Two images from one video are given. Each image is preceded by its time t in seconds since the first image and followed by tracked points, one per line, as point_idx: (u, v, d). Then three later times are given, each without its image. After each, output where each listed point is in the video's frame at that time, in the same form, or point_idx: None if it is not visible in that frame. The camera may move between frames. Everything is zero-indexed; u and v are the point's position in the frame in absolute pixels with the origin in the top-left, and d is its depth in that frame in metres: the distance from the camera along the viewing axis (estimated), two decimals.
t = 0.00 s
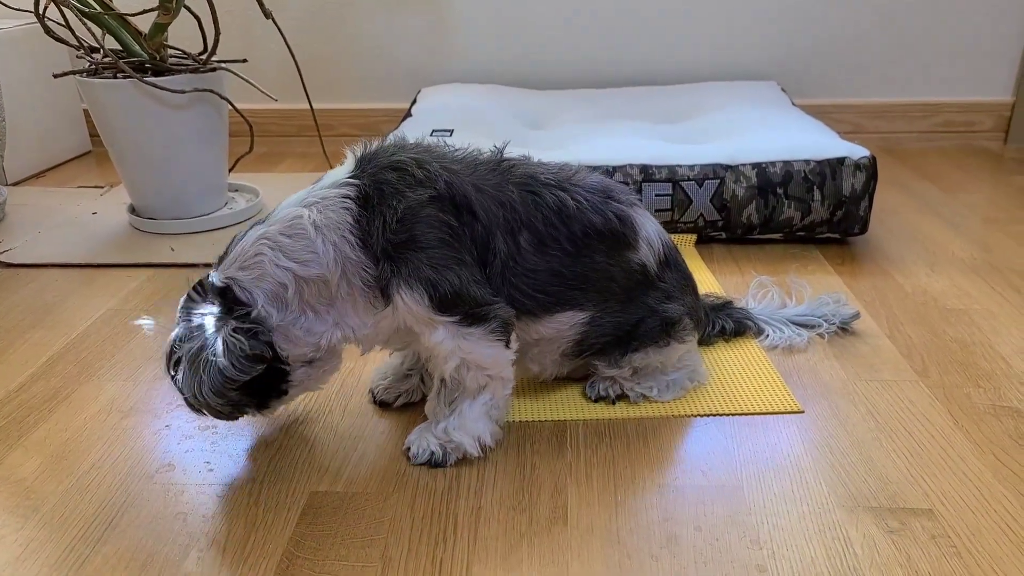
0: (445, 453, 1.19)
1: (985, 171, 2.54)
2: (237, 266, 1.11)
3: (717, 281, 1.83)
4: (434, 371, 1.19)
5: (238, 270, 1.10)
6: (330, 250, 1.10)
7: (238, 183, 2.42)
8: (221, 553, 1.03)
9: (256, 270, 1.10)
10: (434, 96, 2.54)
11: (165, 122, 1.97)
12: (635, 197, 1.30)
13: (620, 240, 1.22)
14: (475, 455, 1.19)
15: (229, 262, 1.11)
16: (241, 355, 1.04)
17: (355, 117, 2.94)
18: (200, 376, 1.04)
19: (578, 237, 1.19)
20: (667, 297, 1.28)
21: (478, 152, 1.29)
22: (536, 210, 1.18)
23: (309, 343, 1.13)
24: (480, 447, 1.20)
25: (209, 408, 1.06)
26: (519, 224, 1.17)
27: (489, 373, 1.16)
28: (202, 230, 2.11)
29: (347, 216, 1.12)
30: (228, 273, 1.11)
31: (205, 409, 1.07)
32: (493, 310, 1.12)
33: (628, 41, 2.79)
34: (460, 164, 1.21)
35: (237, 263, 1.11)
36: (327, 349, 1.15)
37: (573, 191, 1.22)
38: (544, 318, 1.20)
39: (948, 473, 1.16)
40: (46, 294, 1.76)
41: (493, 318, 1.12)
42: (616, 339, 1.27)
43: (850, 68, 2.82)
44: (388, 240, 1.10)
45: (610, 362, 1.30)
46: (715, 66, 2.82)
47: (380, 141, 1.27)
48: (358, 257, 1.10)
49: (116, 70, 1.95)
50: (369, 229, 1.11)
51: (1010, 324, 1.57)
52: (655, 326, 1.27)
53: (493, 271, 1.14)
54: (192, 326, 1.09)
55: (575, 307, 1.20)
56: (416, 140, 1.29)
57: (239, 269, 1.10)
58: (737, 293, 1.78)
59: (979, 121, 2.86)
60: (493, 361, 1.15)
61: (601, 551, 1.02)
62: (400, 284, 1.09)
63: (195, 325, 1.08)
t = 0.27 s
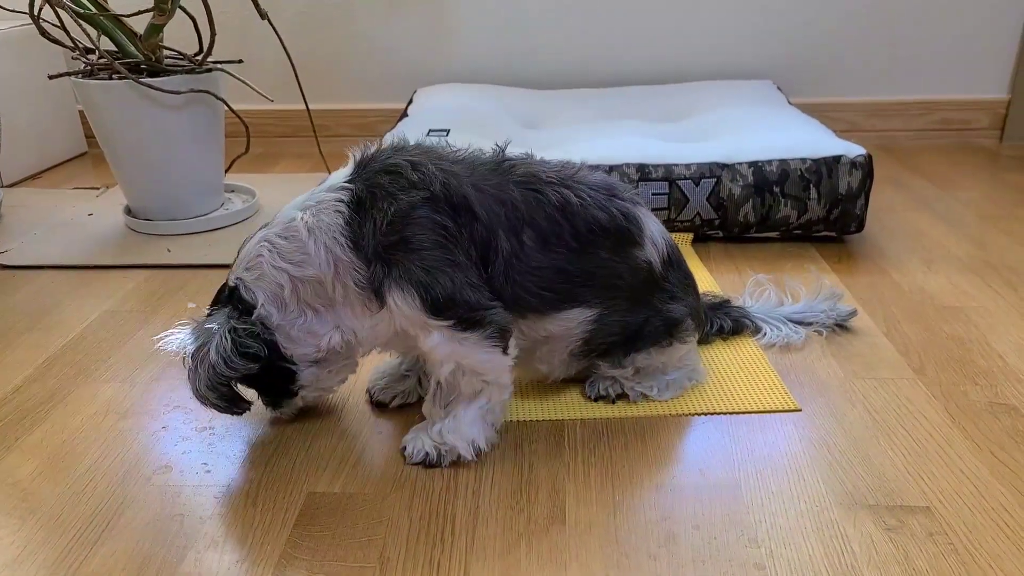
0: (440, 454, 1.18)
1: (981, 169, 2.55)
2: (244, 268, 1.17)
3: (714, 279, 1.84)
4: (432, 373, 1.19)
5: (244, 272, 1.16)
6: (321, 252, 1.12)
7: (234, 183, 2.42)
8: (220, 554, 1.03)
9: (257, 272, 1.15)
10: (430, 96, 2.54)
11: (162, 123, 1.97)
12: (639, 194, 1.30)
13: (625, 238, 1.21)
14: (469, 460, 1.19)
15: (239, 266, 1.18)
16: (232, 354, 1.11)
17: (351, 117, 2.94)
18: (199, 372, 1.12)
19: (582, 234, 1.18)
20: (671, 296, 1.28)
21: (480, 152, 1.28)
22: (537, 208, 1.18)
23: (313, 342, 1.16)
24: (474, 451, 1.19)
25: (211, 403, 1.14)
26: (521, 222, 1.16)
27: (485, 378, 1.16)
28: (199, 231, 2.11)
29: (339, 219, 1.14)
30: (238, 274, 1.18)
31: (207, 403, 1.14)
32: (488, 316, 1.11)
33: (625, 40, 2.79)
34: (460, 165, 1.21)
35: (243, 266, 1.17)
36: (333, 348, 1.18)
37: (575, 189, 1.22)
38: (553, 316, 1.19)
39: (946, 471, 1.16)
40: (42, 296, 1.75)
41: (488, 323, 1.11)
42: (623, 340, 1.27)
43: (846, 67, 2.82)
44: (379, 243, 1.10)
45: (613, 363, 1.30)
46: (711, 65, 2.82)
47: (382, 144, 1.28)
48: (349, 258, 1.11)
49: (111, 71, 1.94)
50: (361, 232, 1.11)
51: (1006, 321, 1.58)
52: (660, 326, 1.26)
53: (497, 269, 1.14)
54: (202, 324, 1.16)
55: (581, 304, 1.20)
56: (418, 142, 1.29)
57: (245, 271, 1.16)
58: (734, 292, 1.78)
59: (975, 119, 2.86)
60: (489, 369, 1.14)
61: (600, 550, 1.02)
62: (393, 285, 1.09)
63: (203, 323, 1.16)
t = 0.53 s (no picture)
0: (438, 454, 1.18)
1: (981, 168, 2.55)
2: (248, 261, 1.17)
3: (714, 279, 1.83)
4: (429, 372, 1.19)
5: (246, 266, 1.17)
6: (319, 246, 1.12)
7: (233, 184, 2.41)
8: (220, 555, 1.03)
9: (259, 265, 1.15)
10: (429, 96, 2.54)
11: (161, 124, 1.97)
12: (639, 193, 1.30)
13: (624, 235, 1.21)
14: (465, 460, 1.19)
15: (241, 259, 1.18)
16: (237, 346, 1.10)
17: (350, 117, 2.94)
18: (202, 361, 1.11)
19: (581, 231, 1.18)
20: (671, 294, 1.27)
21: (480, 150, 1.28)
22: (536, 204, 1.17)
23: (312, 338, 1.16)
24: (471, 451, 1.19)
25: (211, 394, 1.13)
26: (519, 219, 1.16)
27: (481, 376, 1.16)
28: (198, 231, 2.11)
29: (336, 215, 1.14)
30: (242, 267, 1.18)
31: (207, 394, 1.13)
32: (483, 313, 1.11)
33: (624, 40, 2.79)
34: (459, 162, 1.21)
35: (246, 259, 1.17)
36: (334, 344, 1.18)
37: (574, 186, 1.21)
38: (551, 313, 1.19)
39: (946, 470, 1.16)
40: (42, 296, 1.75)
41: (484, 320, 1.11)
42: (623, 337, 1.27)
43: (845, 66, 2.82)
44: (375, 238, 1.10)
45: (614, 362, 1.31)
46: (710, 65, 2.82)
47: (382, 142, 1.28)
48: (346, 253, 1.11)
49: (110, 71, 1.94)
50: (357, 228, 1.11)
51: (1006, 320, 1.58)
52: (659, 324, 1.26)
53: (495, 265, 1.14)
54: (205, 314, 1.16)
55: (580, 301, 1.20)
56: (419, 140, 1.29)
57: (248, 264, 1.17)
58: (734, 291, 1.78)
59: (974, 118, 2.86)
60: (485, 368, 1.15)
61: (600, 550, 1.02)
62: (389, 281, 1.09)
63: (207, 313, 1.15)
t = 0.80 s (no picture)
0: (436, 454, 1.18)
1: (980, 168, 2.55)
2: (245, 261, 1.17)
3: (713, 278, 1.84)
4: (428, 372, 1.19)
5: (244, 266, 1.16)
6: (316, 246, 1.12)
7: (232, 183, 2.41)
8: (220, 554, 1.03)
9: (257, 265, 1.15)
10: (428, 95, 2.54)
11: (160, 124, 1.97)
12: (637, 193, 1.30)
13: (622, 235, 1.21)
14: (464, 460, 1.19)
15: (239, 260, 1.18)
16: (235, 342, 1.10)
17: (349, 117, 2.94)
18: (202, 361, 1.12)
19: (579, 231, 1.18)
20: (669, 295, 1.28)
21: (478, 151, 1.29)
22: (534, 205, 1.18)
23: (311, 337, 1.16)
24: (469, 451, 1.19)
25: (214, 394, 1.13)
26: (517, 219, 1.16)
27: (480, 377, 1.16)
28: (197, 231, 2.11)
29: (333, 215, 1.14)
30: (240, 267, 1.18)
31: (210, 394, 1.13)
32: (481, 314, 1.11)
33: (623, 40, 2.79)
34: (457, 162, 1.21)
35: (244, 259, 1.17)
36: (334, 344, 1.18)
37: (572, 187, 1.22)
38: (548, 314, 1.19)
39: (946, 470, 1.16)
40: (41, 296, 1.75)
41: (481, 321, 1.11)
42: (621, 337, 1.27)
43: (844, 66, 2.82)
44: (373, 238, 1.10)
45: (612, 362, 1.31)
46: (709, 64, 2.82)
47: (380, 142, 1.28)
48: (343, 253, 1.11)
49: (109, 71, 1.94)
50: (355, 228, 1.11)
51: (1005, 320, 1.58)
52: (657, 324, 1.26)
53: (493, 265, 1.14)
54: (204, 315, 1.16)
55: (578, 301, 1.20)
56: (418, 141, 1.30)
57: (245, 264, 1.17)
58: (733, 291, 1.78)
59: (974, 117, 2.86)
60: (483, 366, 1.14)
61: (599, 550, 1.02)
62: (386, 281, 1.08)
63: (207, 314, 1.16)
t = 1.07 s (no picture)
0: (435, 455, 1.18)
1: (979, 166, 2.55)
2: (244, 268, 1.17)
3: (712, 278, 1.84)
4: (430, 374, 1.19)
5: (243, 272, 1.16)
6: (317, 250, 1.12)
7: (231, 184, 2.41)
8: (219, 555, 1.03)
9: (257, 271, 1.15)
10: (428, 95, 2.54)
11: (159, 125, 1.97)
12: (636, 194, 1.30)
13: (623, 237, 1.21)
14: (464, 461, 1.18)
15: (239, 267, 1.18)
16: (237, 351, 1.09)
17: (348, 117, 2.94)
18: (202, 371, 1.10)
19: (581, 233, 1.18)
20: (669, 295, 1.28)
21: (478, 152, 1.28)
22: (535, 206, 1.18)
23: (314, 343, 1.15)
24: (469, 453, 1.19)
25: (215, 404, 1.12)
26: (518, 221, 1.16)
27: (481, 380, 1.16)
28: (197, 231, 2.11)
29: (335, 218, 1.13)
30: (239, 274, 1.17)
31: (211, 404, 1.12)
32: (485, 318, 1.11)
33: (622, 39, 2.79)
34: (458, 164, 1.20)
35: (243, 266, 1.16)
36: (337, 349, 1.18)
37: (573, 188, 1.22)
38: (550, 315, 1.19)
39: (945, 468, 1.16)
40: (40, 297, 1.75)
41: (486, 326, 1.11)
42: (622, 337, 1.27)
43: (843, 65, 2.82)
44: (376, 241, 1.10)
45: (611, 362, 1.31)
46: (708, 64, 2.82)
47: (380, 144, 1.28)
48: (346, 256, 1.11)
49: (108, 71, 1.94)
50: (357, 231, 1.11)
51: (1004, 318, 1.58)
52: (658, 325, 1.27)
53: (496, 268, 1.14)
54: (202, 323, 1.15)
55: (581, 303, 1.20)
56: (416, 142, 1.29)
57: (245, 271, 1.16)
58: (732, 290, 1.78)
59: (973, 116, 2.86)
60: (486, 370, 1.14)
61: (599, 549, 1.02)
62: (390, 285, 1.08)
63: (204, 322, 1.14)
